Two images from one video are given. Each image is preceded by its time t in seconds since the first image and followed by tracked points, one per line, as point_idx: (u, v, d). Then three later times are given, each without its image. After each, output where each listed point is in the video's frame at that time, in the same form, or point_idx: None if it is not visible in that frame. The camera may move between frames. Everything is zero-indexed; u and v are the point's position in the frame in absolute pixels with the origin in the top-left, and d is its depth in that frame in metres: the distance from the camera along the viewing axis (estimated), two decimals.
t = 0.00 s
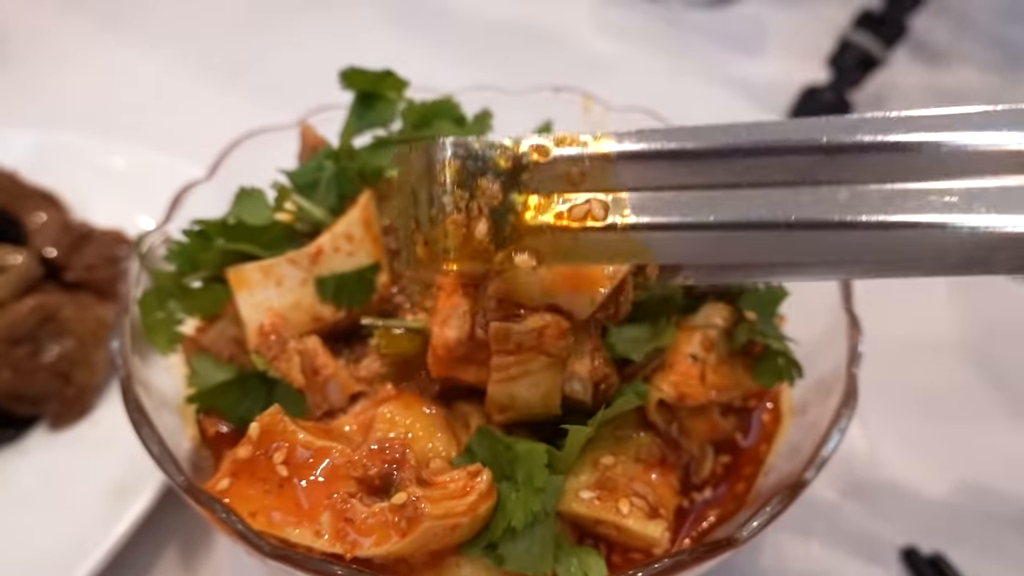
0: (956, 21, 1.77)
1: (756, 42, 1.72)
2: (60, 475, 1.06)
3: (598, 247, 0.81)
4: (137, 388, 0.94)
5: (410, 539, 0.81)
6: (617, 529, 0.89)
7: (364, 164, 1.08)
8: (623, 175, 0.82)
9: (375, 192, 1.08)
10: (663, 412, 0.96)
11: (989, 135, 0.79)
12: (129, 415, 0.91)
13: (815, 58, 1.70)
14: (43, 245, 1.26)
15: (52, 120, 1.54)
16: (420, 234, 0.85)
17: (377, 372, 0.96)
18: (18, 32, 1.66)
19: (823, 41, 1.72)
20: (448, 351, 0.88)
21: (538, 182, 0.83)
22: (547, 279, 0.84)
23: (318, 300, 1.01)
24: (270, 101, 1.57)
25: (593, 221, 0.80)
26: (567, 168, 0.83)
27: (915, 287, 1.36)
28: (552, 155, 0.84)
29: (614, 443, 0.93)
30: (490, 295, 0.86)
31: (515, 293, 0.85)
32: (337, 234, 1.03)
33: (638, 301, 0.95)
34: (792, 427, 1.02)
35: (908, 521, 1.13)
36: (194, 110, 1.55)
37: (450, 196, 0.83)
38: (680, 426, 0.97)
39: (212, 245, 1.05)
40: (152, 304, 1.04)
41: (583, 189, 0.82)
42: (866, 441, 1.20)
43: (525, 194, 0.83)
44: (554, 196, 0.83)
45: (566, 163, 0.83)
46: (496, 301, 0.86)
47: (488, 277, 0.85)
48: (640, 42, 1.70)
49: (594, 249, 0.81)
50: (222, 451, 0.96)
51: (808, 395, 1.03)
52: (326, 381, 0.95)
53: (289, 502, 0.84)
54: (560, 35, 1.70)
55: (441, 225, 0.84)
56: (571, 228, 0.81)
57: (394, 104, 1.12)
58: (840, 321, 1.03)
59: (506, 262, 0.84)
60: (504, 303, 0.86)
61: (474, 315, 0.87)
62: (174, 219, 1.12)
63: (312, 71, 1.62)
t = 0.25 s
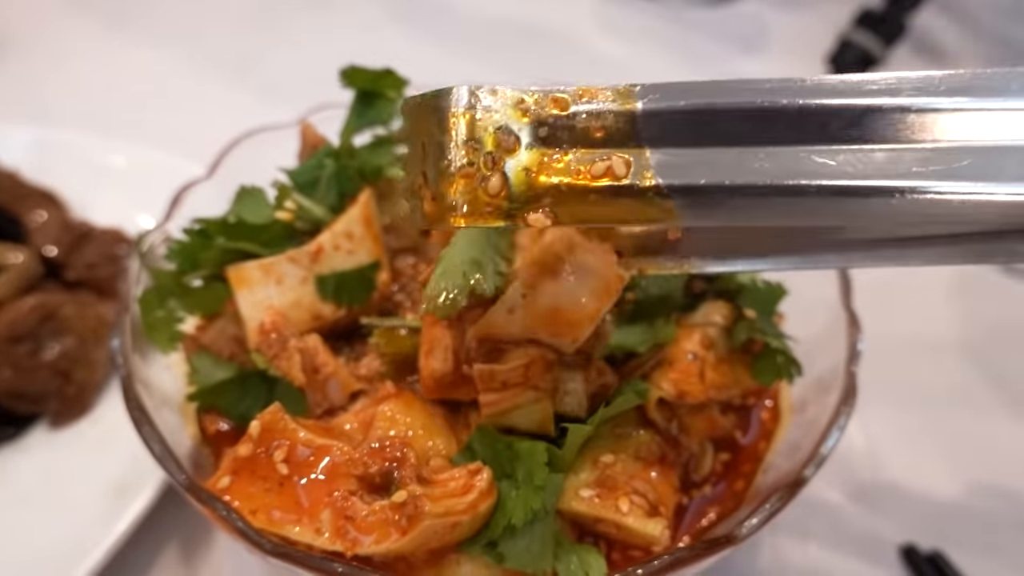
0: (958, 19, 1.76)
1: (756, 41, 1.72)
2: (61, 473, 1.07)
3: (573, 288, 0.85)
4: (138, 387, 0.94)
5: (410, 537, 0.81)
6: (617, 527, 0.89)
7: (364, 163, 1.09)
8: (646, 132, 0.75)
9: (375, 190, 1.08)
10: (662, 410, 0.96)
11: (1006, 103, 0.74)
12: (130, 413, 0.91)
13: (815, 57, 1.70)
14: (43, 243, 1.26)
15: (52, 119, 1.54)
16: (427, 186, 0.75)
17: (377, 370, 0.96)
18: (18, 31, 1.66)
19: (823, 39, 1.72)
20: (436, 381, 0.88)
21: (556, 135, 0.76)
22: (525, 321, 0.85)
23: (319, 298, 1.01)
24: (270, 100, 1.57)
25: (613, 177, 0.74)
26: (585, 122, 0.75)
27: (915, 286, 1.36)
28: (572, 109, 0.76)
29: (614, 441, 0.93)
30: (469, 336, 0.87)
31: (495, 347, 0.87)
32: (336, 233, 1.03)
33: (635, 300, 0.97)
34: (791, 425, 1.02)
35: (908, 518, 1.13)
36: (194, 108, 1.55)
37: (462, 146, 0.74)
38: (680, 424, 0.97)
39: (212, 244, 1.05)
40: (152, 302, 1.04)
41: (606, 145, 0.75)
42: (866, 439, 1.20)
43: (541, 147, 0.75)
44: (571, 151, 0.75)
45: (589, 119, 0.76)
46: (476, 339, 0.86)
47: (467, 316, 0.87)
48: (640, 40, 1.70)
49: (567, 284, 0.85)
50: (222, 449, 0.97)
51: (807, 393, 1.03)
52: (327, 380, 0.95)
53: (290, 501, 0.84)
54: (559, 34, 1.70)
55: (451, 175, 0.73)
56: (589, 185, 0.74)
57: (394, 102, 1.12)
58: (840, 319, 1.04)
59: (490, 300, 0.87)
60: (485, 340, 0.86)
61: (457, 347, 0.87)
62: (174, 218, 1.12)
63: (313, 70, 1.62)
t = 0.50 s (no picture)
0: (957, 20, 1.77)
1: (754, 39, 1.72)
2: (62, 471, 1.07)
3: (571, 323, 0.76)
4: (138, 385, 0.95)
5: (409, 533, 0.82)
6: (614, 524, 0.90)
7: (362, 162, 1.09)
8: (684, 214, 0.73)
9: (374, 189, 1.09)
10: (660, 408, 0.96)
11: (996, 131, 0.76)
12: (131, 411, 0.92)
13: (813, 56, 1.70)
14: (44, 242, 1.27)
15: (52, 117, 1.55)
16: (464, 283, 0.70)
17: (376, 368, 0.96)
18: (18, 29, 1.66)
19: (821, 39, 1.73)
20: (432, 393, 0.87)
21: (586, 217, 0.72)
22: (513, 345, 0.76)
23: (319, 297, 1.02)
24: (269, 99, 1.57)
25: (653, 266, 0.73)
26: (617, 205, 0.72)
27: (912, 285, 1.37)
28: (608, 195, 0.72)
29: (612, 438, 0.93)
30: (461, 358, 0.82)
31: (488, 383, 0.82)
32: (334, 232, 1.03)
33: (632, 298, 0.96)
34: (788, 423, 1.02)
35: (904, 516, 1.14)
36: (193, 107, 1.56)
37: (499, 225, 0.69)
38: (678, 422, 0.97)
39: (212, 242, 1.06)
40: (152, 301, 1.04)
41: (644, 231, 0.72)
42: (862, 438, 1.21)
43: (578, 233, 0.72)
44: (607, 237, 0.72)
45: (618, 201, 0.72)
46: (466, 363, 0.81)
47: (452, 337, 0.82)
48: (639, 39, 1.70)
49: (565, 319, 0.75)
50: (222, 446, 0.97)
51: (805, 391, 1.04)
52: (326, 378, 0.96)
53: (290, 498, 0.85)
54: (558, 32, 1.70)
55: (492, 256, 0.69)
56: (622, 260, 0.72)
57: (393, 102, 1.13)
58: (836, 318, 1.04)
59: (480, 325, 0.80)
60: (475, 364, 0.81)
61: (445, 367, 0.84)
62: (174, 216, 1.12)
63: (313, 68, 1.62)
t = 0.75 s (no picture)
0: (954, 19, 1.78)
1: (752, 38, 1.73)
2: (61, 468, 1.07)
3: (570, 285, 0.92)
4: (137, 383, 0.95)
5: (406, 530, 0.82)
6: (610, 521, 0.90)
7: (360, 161, 1.09)
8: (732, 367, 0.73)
9: (373, 187, 1.09)
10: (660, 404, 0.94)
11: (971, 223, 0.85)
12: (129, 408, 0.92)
13: (810, 55, 1.71)
14: (42, 239, 1.27)
15: (50, 115, 1.55)
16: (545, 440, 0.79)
17: (374, 367, 0.98)
18: (16, 27, 1.66)
19: (818, 38, 1.73)
20: (434, 374, 0.93)
21: (653, 383, 0.90)
22: (518, 312, 0.93)
23: (317, 295, 1.02)
24: (267, 97, 1.57)
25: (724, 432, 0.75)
26: (684, 370, 0.89)
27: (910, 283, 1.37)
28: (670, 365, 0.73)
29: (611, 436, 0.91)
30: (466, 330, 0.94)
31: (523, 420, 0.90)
32: (331, 230, 1.03)
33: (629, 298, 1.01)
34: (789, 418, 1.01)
35: (900, 513, 1.14)
36: (192, 105, 1.56)
37: (596, 388, 0.90)
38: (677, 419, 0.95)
39: (210, 240, 1.05)
40: (150, 299, 1.04)
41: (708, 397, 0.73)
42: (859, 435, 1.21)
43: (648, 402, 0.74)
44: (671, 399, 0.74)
45: (665, 364, 0.90)
46: (473, 333, 0.94)
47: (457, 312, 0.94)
48: (638, 37, 1.71)
49: (559, 280, 0.92)
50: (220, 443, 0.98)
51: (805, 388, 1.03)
52: (324, 375, 0.96)
53: (287, 495, 0.85)
54: (556, 31, 1.70)
55: (601, 431, 0.90)
56: (727, 434, 0.89)
57: (391, 101, 1.13)
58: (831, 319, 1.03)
59: (486, 296, 0.94)
60: (481, 333, 0.94)
61: (450, 339, 0.93)
62: (173, 214, 1.12)
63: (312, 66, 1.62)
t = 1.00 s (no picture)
0: (954, 17, 1.78)
1: (752, 35, 1.72)
2: (59, 466, 1.07)
3: (574, 276, 0.89)
4: (135, 381, 0.95)
5: (405, 528, 0.82)
6: (609, 518, 0.90)
7: (359, 157, 1.09)
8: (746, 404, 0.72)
9: (372, 185, 1.09)
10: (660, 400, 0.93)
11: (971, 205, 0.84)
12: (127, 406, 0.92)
13: (810, 53, 1.70)
14: (39, 237, 1.26)
15: (47, 112, 1.54)
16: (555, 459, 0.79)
17: (372, 364, 0.97)
18: (15, 24, 1.66)
19: (818, 36, 1.73)
20: (435, 366, 0.90)
21: (676, 404, 0.74)
22: (522, 305, 0.88)
23: (315, 292, 1.02)
24: (265, 94, 1.57)
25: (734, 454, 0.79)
26: (685, 403, 0.74)
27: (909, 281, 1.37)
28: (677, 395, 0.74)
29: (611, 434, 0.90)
30: (467, 320, 0.89)
31: (529, 433, 0.82)
32: (331, 226, 1.03)
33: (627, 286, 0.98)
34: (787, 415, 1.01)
35: (900, 511, 1.14)
36: (190, 102, 1.55)
37: (599, 419, 0.77)
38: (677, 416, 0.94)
39: (208, 237, 1.05)
40: (149, 296, 1.05)
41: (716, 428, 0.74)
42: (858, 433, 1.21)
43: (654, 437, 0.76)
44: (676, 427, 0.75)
45: (666, 399, 0.74)
46: (474, 323, 0.89)
47: (459, 305, 0.90)
48: (638, 35, 1.70)
49: (564, 271, 0.88)
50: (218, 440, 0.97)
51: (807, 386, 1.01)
52: (323, 373, 0.96)
53: (286, 493, 0.85)
54: (556, 28, 1.70)
55: (606, 459, 0.79)
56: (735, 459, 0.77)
57: (390, 97, 1.13)
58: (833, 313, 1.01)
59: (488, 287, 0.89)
60: (483, 323, 0.89)
61: (453, 333, 0.89)
62: (170, 211, 1.12)
63: (310, 65, 1.62)
